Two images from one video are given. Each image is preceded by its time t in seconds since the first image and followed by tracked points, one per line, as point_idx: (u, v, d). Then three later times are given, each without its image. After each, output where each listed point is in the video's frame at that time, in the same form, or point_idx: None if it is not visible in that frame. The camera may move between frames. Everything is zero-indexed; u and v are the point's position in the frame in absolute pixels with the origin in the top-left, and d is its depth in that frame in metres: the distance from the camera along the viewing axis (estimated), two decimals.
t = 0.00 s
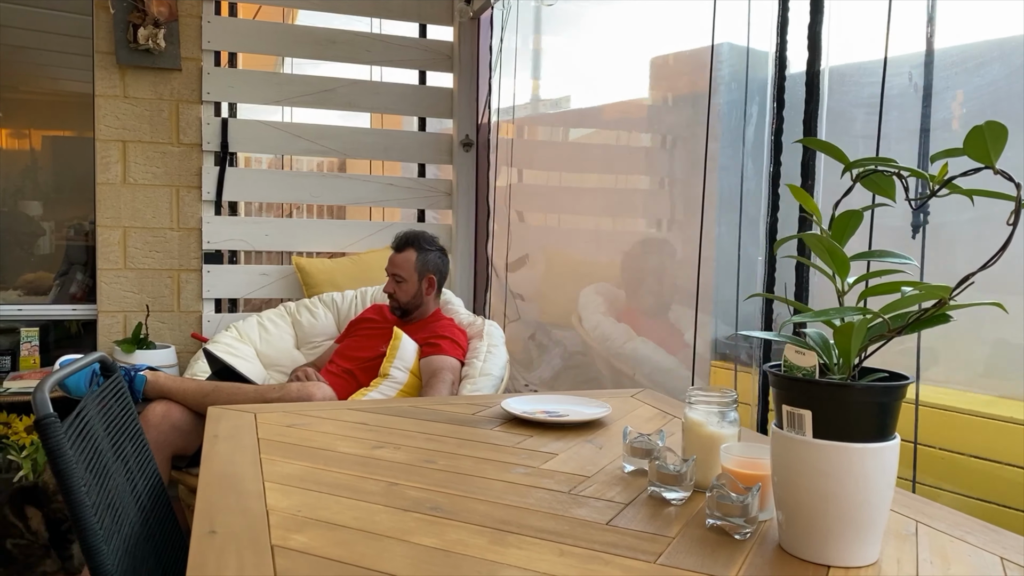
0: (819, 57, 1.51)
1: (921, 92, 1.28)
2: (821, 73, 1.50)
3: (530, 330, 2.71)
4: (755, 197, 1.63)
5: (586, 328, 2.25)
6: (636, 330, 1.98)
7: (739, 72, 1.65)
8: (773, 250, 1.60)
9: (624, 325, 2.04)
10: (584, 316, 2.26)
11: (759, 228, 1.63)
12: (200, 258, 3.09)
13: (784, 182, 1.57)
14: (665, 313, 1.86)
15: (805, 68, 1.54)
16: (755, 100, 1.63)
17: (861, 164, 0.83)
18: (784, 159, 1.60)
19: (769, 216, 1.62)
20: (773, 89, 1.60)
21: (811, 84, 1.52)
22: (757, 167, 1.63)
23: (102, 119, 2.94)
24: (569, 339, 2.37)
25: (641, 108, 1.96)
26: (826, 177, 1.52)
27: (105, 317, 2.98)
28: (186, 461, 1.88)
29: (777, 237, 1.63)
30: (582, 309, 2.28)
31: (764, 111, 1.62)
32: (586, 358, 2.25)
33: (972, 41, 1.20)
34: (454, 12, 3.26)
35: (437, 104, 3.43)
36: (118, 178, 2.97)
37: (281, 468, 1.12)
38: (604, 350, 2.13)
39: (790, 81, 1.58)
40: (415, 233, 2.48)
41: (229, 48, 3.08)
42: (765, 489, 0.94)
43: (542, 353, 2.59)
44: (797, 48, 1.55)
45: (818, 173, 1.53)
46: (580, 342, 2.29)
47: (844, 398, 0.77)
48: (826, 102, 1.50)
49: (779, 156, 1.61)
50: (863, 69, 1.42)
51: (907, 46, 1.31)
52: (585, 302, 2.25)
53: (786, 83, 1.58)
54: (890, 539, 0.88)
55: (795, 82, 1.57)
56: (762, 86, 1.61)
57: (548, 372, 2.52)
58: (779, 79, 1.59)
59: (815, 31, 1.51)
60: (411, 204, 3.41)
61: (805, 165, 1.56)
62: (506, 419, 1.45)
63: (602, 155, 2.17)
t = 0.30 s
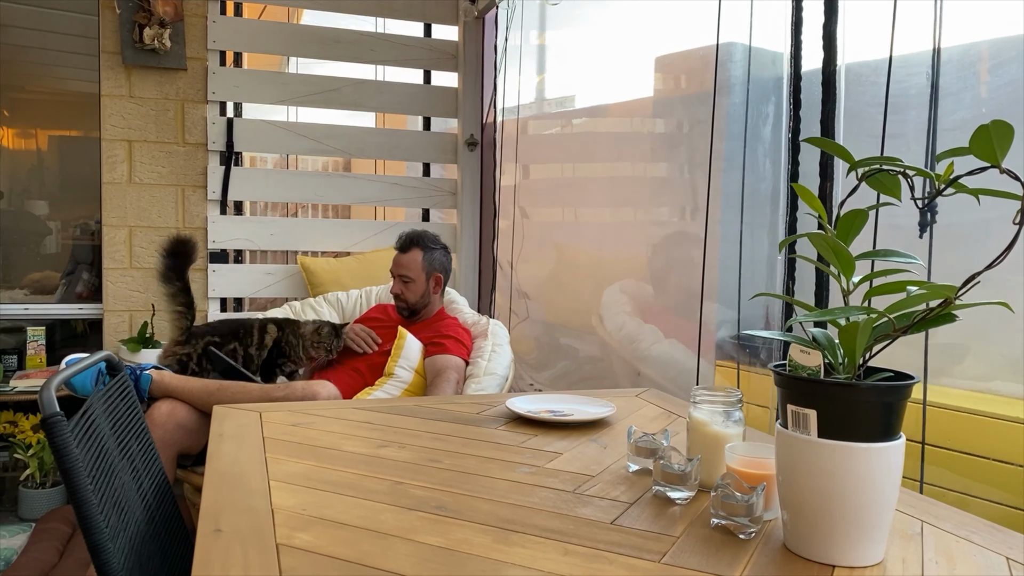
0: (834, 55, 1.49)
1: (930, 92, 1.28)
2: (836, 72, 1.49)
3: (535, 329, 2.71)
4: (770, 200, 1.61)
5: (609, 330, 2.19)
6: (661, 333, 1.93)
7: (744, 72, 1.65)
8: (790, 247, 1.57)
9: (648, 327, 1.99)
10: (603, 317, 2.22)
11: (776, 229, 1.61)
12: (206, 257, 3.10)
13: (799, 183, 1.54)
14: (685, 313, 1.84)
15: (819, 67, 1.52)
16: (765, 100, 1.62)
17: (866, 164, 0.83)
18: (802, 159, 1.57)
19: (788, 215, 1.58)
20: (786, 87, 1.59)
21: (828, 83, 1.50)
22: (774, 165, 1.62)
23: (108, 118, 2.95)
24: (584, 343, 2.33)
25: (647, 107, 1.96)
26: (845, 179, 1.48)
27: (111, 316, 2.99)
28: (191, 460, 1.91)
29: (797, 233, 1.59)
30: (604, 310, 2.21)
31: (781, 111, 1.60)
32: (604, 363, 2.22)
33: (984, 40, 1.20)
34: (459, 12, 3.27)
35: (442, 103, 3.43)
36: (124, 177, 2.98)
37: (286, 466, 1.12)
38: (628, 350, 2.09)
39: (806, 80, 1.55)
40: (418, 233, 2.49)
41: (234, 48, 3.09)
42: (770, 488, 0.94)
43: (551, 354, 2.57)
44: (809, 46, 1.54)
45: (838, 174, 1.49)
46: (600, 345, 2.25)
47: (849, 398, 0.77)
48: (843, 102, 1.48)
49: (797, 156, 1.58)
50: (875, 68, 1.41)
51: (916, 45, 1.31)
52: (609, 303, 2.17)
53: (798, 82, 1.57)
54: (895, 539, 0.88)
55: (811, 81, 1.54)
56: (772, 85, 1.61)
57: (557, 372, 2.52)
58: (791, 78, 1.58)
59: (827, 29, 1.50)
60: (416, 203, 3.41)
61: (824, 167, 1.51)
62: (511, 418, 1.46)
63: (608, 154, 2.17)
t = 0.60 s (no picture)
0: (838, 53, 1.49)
1: (934, 91, 1.28)
2: (838, 70, 1.48)
3: (540, 328, 2.71)
4: (774, 198, 1.61)
5: (615, 331, 2.18)
6: (666, 332, 1.93)
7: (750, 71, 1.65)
8: (793, 246, 1.57)
9: (654, 326, 1.99)
10: (608, 317, 2.22)
11: (780, 227, 1.60)
12: (212, 257, 3.11)
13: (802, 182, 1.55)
14: (691, 311, 1.83)
15: (823, 66, 1.52)
16: (770, 100, 1.62)
17: (871, 163, 0.83)
18: (805, 158, 1.57)
19: (792, 216, 1.58)
20: (793, 86, 1.57)
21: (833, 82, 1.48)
22: (778, 165, 1.61)
23: (114, 118, 2.96)
24: (589, 342, 2.33)
25: (652, 106, 1.95)
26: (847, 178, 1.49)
27: (117, 315, 3.00)
28: (197, 459, 1.91)
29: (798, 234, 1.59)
30: (611, 311, 2.20)
31: (784, 110, 1.60)
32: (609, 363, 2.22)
33: (990, 39, 1.20)
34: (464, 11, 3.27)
35: (447, 103, 3.43)
36: (130, 177, 2.99)
37: (291, 465, 1.12)
38: (633, 350, 2.09)
39: (809, 80, 1.55)
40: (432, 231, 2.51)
41: (239, 48, 3.09)
42: (775, 488, 0.94)
43: (555, 354, 2.58)
44: (813, 46, 1.53)
45: (840, 173, 1.49)
46: (607, 346, 2.24)
47: (854, 397, 0.77)
48: (847, 100, 1.47)
49: (800, 156, 1.57)
50: (879, 67, 1.41)
51: (921, 43, 1.31)
52: (615, 302, 2.17)
53: (801, 80, 1.56)
54: (900, 539, 0.88)
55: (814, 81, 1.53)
56: (777, 84, 1.60)
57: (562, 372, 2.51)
58: (794, 77, 1.58)
59: (831, 28, 1.49)
60: (421, 203, 3.42)
61: (827, 166, 1.51)
62: (515, 417, 1.46)
63: (613, 153, 2.17)
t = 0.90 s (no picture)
0: (841, 54, 1.50)
1: (938, 90, 1.27)
2: (844, 69, 1.49)
3: (544, 327, 2.71)
4: (775, 199, 1.62)
5: (610, 327, 2.21)
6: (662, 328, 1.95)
7: (755, 70, 1.64)
8: (796, 246, 1.58)
9: (649, 324, 2.01)
10: (608, 315, 2.23)
11: (782, 226, 1.61)
12: (216, 256, 3.12)
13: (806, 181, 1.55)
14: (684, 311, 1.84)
15: (827, 65, 1.52)
16: (773, 98, 1.62)
17: (876, 162, 0.82)
18: (807, 157, 1.59)
19: (794, 214, 1.60)
20: (795, 85, 1.59)
21: (836, 82, 1.51)
22: (780, 165, 1.62)
23: (119, 118, 2.96)
24: (589, 336, 2.35)
25: (656, 106, 1.95)
26: (848, 175, 1.51)
27: (122, 314, 3.00)
28: (201, 457, 1.91)
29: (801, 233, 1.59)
30: (605, 308, 2.24)
31: (786, 109, 1.61)
32: (607, 356, 2.23)
33: (994, 38, 1.20)
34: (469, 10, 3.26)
35: (452, 102, 3.43)
36: (135, 176, 3.00)
37: (296, 464, 1.13)
38: (629, 347, 2.10)
39: (812, 79, 1.56)
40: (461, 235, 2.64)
41: (244, 47, 3.09)
42: (780, 488, 0.94)
43: (556, 351, 2.59)
44: (818, 46, 1.54)
45: (842, 171, 1.52)
46: (603, 340, 2.27)
47: (860, 397, 0.77)
48: (848, 98, 1.49)
49: (802, 154, 1.59)
50: (883, 65, 1.41)
51: (925, 42, 1.30)
52: (609, 301, 2.21)
53: (807, 80, 1.57)
54: (905, 538, 0.87)
55: (817, 80, 1.55)
56: (781, 83, 1.60)
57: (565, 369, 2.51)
58: (799, 76, 1.59)
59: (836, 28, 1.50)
60: (426, 202, 3.42)
61: (829, 164, 1.54)
62: (520, 416, 1.46)
63: (617, 152, 2.17)
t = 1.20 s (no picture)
0: (844, 52, 1.49)
1: (944, 89, 1.27)
2: (846, 69, 1.49)
3: (548, 327, 2.71)
4: (780, 197, 1.62)
5: (612, 327, 2.22)
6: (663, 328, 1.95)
7: (759, 68, 1.64)
8: (799, 247, 1.58)
9: (650, 324, 2.01)
10: (612, 314, 2.23)
11: (786, 225, 1.61)
12: (222, 255, 3.12)
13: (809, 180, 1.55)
14: (689, 311, 1.84)
15: (830, 65, 1.52)
16: (777, 97, 1.62)
17: (882, 161, 0.82)
18: (810, 155, 1.58)
19: (797, 214, 1.59)
20: (798, 85, 1.59)
21: (838, 80, 1.50)
22: (783, 163, 1.62)
23: (125, 118, 2.97)
24: (592, 336, 2.35)
25: (661, 105, 1.95)
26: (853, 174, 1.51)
27: (127, 313, 3.01)
28: (206, 457, 1.93)
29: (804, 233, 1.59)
30: (607, 308, 2.25)
31: (790, 109, 1.60)
32: (610, 355, 2.24)
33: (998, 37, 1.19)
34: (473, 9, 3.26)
35: (456, 101, 3.43)
36: (141, 176, 3.01)
37: (301, 463, 1.13)
38: (633, 345, 2.10)
39: (815, 78, 1.56)
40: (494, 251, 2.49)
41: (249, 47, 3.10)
42: (784, 487, 0.94)
43: (560, 352, 2.59)
44: (821, 44, 1.54)
45: (846, 171, 1.51)
46: (605, 340, 2.27)
47: (865, 397, 0.77)
48: (852, 98, 1.48)
49: (806, 153, 1.59)
50: (887, 65, 1.41)
51: (930, 41, 1.30)
52: (610, 299, 2.22)
53: (810, 80, 1.57)
54: (910, 538, 0.87)
55: (820, 78, 1.55)
56: (785, 82, 1.60)
57: (569, 369, 2.51)
58: (803, 76, 1.58)
59: (839, 28, 1.50)
60: (430, 202, 3.42)
61: (832, 163, 1.53)
62: (524, 416, 1.46)
63: (621, 152, 2.17)
